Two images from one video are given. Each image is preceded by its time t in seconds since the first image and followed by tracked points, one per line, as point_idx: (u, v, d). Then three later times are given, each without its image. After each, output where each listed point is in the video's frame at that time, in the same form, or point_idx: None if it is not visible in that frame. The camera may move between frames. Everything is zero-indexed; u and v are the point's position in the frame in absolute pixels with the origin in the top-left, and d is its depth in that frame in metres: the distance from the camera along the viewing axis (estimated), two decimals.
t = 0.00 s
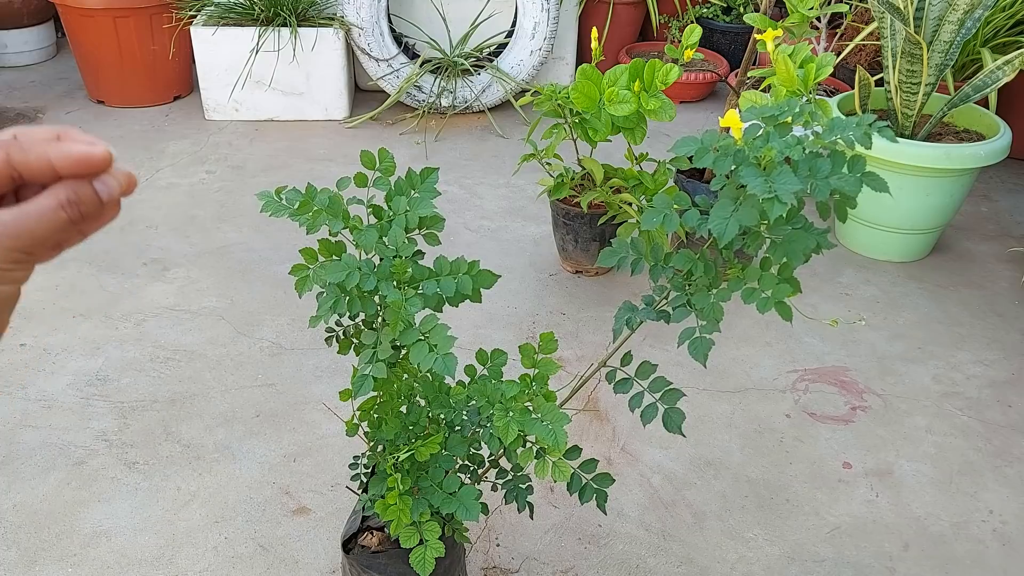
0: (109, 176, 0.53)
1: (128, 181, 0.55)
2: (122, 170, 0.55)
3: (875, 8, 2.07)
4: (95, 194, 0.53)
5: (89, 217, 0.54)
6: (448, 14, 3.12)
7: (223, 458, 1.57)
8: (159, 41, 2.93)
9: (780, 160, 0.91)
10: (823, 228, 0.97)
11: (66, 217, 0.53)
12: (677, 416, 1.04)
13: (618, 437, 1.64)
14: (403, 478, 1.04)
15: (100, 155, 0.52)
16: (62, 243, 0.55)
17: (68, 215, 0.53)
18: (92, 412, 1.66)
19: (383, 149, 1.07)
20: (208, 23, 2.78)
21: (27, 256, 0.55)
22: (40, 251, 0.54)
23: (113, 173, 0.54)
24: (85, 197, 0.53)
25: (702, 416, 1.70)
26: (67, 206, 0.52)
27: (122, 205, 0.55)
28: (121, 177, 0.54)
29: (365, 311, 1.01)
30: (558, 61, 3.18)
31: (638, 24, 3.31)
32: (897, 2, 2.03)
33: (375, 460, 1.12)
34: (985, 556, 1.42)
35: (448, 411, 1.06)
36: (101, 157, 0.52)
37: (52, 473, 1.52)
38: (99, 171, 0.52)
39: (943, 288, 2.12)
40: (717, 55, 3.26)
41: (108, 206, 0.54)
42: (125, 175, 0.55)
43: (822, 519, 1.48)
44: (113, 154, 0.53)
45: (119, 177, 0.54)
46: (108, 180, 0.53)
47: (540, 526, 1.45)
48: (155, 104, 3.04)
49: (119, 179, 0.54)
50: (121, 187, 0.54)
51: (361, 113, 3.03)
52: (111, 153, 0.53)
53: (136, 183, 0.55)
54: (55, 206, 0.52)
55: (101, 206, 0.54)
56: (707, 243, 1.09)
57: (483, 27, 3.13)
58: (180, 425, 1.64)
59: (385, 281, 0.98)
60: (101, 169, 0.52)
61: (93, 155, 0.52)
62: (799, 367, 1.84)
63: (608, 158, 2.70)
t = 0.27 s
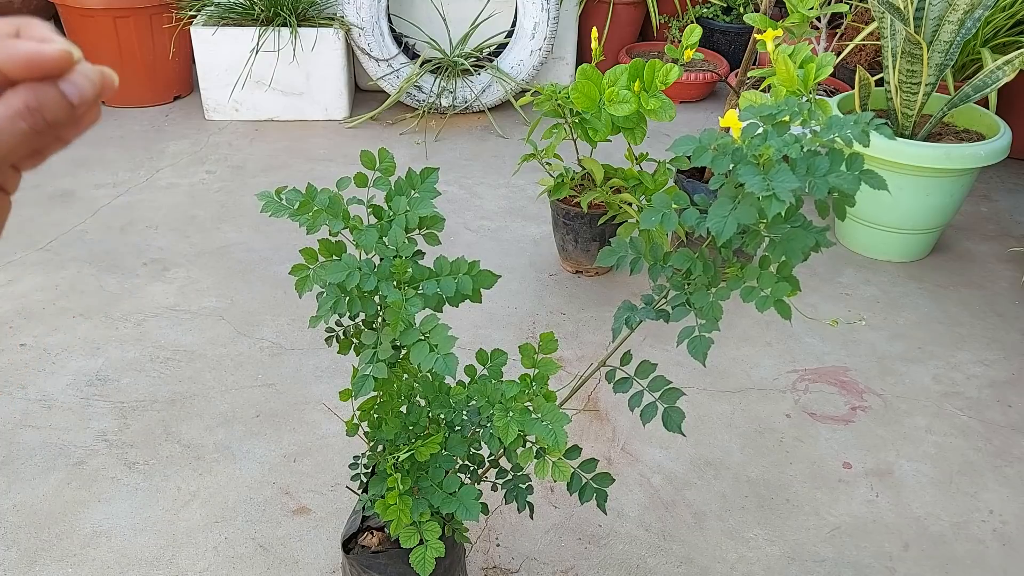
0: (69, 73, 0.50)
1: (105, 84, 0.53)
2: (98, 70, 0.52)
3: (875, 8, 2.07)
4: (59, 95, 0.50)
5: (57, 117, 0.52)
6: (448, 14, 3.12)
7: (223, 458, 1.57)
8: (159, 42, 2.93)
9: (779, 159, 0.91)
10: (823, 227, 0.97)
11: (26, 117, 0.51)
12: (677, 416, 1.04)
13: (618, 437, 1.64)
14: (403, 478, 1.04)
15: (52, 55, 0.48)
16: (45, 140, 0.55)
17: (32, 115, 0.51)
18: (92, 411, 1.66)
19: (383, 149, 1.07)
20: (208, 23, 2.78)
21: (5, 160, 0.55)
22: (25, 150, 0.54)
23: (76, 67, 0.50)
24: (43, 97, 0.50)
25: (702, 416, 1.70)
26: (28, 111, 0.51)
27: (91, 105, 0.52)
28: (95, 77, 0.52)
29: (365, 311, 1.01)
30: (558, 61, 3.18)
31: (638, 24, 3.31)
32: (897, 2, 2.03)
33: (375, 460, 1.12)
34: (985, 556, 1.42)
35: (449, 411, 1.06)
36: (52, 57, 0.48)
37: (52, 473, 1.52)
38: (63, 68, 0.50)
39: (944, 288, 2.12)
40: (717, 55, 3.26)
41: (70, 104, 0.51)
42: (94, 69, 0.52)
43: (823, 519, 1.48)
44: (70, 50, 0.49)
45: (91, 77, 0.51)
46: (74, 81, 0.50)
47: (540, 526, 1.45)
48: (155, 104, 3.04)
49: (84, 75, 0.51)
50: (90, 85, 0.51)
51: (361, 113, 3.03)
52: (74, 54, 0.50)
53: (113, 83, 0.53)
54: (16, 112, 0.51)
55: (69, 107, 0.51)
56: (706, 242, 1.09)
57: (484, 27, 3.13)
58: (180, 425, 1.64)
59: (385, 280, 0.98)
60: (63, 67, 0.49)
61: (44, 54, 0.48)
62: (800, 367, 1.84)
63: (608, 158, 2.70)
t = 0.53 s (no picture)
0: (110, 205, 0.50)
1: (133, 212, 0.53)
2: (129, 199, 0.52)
3: (875, 8, 2.07)
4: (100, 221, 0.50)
5: (93, 244, 0.51)
6: (448, 14, 3.12)
7: (222, 458, 1.57)
8: (159, 41, 2.93)
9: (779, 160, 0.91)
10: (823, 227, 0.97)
11: (68, 244, 0.50)
12: (677, 416, 1.04)
13: (618, 437, 1.64)
14: (403, 478, 1.04)
15: (100, 185, 0.49)
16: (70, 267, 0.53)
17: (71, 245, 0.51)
18: (91, 412, 1.66)
19: (383, 149, 1.07)
20: (208, 23, 2.78)
21: (30, 281, 0.53)
22: (53, 274, 0.53)
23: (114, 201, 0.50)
24: (87, 225, 0.50)
25: (702, 416, 1.70)
26: (71, 233, 0.50)
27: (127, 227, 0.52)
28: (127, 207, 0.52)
29: (365, 311, 1.01)
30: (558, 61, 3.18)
31: (638, 24, 3.31)
32: (897, 2, 2.03)
33: (375, 460, 1.12)
34: (985, 556, 1.42)
35: (449, 411, 1.06)
36: (101, 186, 0.49)
37: (52, 473, 1.52)
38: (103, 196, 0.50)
39: (944, 288, 2.12)
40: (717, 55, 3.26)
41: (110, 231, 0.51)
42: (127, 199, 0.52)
43: (822, 519, 1.48)
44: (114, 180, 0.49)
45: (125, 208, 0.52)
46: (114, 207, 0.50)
47: (540, 526, 1.45)
48: (155, 104, 3.04)
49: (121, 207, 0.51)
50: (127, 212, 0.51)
51: (361, 113, 3.03)
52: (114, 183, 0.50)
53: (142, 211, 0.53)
54: (59, 233, 0.50)
55: (108, 232, 0.51)
56: (707, 242, 1.09)
57: (483, 27, 3.13)
58: (180, 425, 1.64)
59: (385, 280, 0.98)
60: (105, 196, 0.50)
61: (94, 182, 0.48)
62: (799, 367, 1.84)
63: (608, 158, 2.70)
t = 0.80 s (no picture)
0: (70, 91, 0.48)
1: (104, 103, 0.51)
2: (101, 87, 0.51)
3: (875, 8, 2.07)
4: (56, 110, 0.48)
5: (52, 130, 0.50)
6: (448, 14, 3.12)
7: (222, 458, 1.57)
8: (159, 41, 2.93)
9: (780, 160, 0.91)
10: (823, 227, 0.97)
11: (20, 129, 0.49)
12: (677, 416, 1.04)
13: (618, 437, 1.64)
14: (403, 478, 1.03)
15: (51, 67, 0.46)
16: (36, 151, 0.52)
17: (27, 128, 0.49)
18: (91, 412, 1.66)
19: (383, 149, 1.07)
20: (208, 23, 2.78)
21: None
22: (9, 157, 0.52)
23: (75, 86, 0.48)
24: (41, 111, 0.48)
25: (702, 416, 1.70)
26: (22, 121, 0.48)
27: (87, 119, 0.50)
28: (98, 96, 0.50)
29: (365, 311, 1.01)
30: (558, 61, 3.18)
31: (638, 24, 3.31)
32: (897, 2, 2.03)
33: (375, 460, 1.12)
34: (985, 556, 1.42)
35: (448, 411, 1.06)
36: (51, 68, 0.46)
37: (52, 473, 1.52)
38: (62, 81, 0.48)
39: (944, 288, 2.12)
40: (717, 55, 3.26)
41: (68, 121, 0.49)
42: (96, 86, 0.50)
43: (823, 519, 1.48)
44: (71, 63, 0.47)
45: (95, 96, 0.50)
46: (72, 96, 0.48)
47: (540, 526, 1.45)
48: (155, 104, 3.04)
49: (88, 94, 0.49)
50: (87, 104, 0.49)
51: (361, 113, 3.04)
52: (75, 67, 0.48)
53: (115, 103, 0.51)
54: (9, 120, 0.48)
55: (64, 121, 0.49)
56: (707, 242, 1.09)
57: (483, 27, 3.13)
58: (180, 425, 1.64)
59: (385, 281, 0.98)
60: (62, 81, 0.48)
61: (44, 64, 0.46)
62: (800, 367, 1.84)
63: (608, 158, 2.70)
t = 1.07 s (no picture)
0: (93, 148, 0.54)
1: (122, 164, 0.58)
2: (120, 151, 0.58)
3: (875, 8, 2.07)
4: (76, 167, 0.54)
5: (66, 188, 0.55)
6: (448, 14, 3.12)
7: (223, 458, 1.57)
8: (159, 41, 2.93)
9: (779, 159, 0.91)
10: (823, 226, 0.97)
11: (39, 185, 0.53)
12: (677, 416, 1.04)
13: (618, 437, 1.64)
14: (403, 478, 1.03)
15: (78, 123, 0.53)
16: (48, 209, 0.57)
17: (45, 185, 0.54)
18: (91, 412, 1.66)
19: (383, 149, 1.07)
20: (208, 23, 2.78)
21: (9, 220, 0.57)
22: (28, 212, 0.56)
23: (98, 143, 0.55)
24: (64, 168, 0.54)
25: (702, 416, 1.70)
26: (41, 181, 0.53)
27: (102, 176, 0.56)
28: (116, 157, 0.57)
29: (365, 311, 1.01)
30: (558, 61, 3.18)
31: (638, 24, 3.31)
32: (897, 2, 2.03)
33: (375, 460, 1.12)
34: (985, 556, 1.42)
35: (448, 411, 1.06)
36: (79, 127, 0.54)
37: (52, 474, 1.52)
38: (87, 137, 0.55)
39: (944, 288, 2.12)
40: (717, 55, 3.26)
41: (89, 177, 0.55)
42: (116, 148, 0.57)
43: (823, 519, 1.48)
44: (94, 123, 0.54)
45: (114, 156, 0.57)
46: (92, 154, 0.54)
47: (540, 526, 1.45)
48: (155, 104, 3.04)
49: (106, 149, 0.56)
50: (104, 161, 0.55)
51: (362, 113, 3.04)
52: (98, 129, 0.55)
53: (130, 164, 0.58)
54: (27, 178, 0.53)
55: (82, 177, 0.55)
56: (707, 242, 1.09)
57: (483, 27, 3.13)
58: (180, 425, 1.64)
59: (385, 280, 0.98)
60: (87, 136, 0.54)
61: (72, 123, 0.53)
62: (800, 367, 1.84)
63: (608, 158, 2.70)
